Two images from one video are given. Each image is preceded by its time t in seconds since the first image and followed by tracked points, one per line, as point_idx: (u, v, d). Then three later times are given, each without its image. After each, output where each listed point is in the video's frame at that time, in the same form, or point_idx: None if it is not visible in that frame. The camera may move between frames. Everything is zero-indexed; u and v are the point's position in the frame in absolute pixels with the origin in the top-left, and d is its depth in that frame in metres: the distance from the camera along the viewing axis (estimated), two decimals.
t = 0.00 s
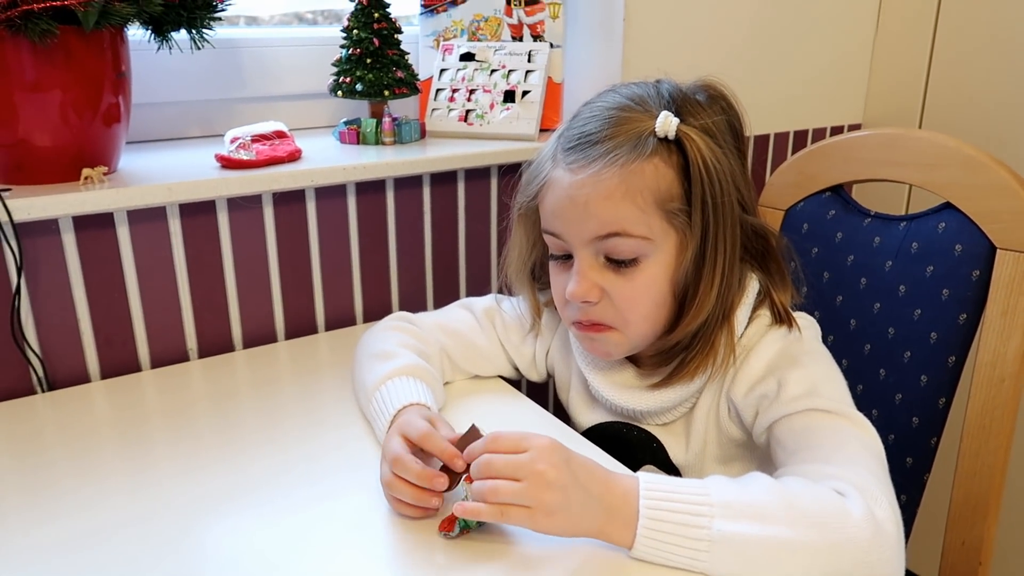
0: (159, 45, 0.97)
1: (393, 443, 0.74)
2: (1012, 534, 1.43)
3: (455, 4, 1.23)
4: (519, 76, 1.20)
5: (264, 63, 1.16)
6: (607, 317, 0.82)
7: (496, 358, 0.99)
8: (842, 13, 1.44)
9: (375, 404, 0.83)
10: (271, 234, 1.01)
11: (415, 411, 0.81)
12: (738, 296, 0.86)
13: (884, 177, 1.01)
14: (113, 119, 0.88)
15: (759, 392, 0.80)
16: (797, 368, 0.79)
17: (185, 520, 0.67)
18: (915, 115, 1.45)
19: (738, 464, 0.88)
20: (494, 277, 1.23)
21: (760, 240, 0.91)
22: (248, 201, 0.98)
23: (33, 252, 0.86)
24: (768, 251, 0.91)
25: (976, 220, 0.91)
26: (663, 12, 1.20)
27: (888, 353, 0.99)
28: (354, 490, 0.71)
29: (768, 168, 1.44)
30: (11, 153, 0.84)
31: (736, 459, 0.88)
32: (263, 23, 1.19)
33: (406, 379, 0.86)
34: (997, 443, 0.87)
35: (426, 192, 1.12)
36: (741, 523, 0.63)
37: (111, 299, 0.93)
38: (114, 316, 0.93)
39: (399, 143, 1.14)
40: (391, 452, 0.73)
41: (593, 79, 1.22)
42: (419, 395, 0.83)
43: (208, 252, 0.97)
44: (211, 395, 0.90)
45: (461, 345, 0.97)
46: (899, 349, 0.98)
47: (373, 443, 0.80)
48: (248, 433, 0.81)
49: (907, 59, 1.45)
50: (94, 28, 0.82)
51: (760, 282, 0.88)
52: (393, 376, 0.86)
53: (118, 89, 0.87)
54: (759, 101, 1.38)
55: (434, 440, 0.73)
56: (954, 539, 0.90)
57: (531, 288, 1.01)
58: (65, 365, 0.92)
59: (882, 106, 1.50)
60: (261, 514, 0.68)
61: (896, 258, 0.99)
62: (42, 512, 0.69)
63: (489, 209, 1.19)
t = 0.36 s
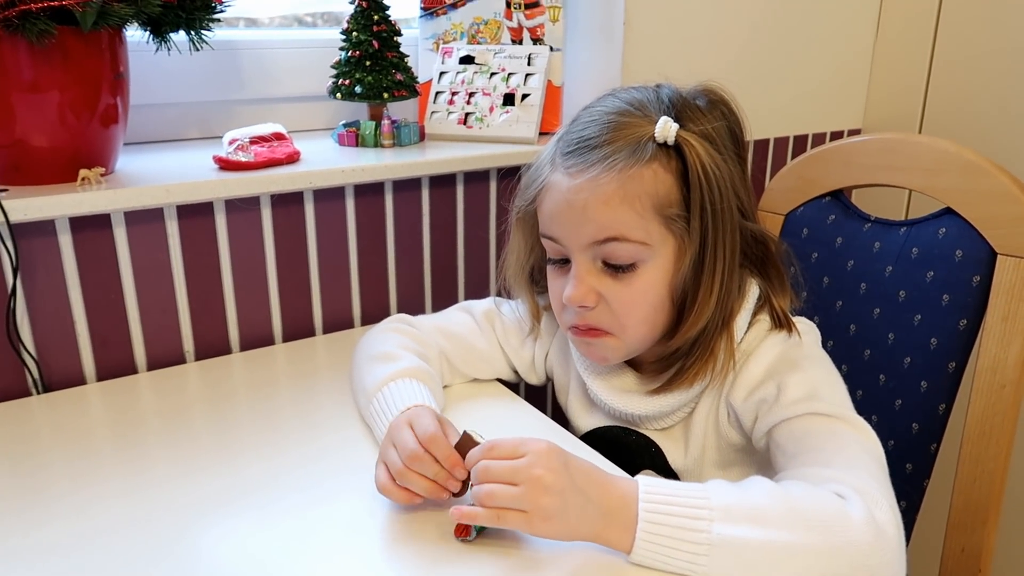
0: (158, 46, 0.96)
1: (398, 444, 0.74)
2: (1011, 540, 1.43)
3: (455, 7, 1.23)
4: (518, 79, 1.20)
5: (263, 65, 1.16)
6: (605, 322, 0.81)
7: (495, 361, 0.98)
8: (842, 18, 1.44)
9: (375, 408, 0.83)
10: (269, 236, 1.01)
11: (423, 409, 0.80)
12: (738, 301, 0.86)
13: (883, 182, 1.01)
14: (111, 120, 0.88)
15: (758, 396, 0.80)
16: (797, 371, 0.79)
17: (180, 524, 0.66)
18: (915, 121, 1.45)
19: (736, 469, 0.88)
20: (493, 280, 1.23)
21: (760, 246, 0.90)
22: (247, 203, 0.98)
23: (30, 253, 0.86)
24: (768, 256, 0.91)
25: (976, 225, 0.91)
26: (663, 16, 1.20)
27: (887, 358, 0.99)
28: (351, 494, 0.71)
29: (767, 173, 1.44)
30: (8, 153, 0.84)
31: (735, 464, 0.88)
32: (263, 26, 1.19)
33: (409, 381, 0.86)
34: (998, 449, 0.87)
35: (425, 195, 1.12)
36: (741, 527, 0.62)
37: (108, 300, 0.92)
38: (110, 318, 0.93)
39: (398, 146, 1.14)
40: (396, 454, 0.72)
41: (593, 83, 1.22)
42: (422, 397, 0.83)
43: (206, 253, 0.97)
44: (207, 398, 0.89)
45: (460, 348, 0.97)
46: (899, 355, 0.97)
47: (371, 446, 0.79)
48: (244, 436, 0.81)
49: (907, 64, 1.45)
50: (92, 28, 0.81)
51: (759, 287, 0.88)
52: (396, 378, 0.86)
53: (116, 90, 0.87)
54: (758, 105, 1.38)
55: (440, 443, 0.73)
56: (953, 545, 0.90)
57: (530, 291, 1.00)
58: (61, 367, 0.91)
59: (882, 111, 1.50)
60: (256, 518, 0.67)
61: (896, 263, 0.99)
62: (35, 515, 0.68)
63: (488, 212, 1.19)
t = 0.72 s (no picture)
0: (158, 46, 0.96)
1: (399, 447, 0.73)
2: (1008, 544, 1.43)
3: (456, 8, 1.22)
4: (518, 81, 1.20)
5: (263, 65, 1.16)
6: (600, 313, 0.81)
7: (492, 362, 0.98)
8: (842, 21, 1.44)
9: (373, 410, 0.83)
10: (268, 237, 1.00)
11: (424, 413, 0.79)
12: (733, 301, 0.86)
13: (882, 186, 1.01)
14: (110, 119, 0.87)
15: (754, 398, 0.80)
16: (792, 374, 0.79)
17: (177, 525, 0.66)
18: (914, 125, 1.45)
19: (733, 471, 0.88)
20: (491, 281, 1.23)
21: (758, 248, 0.90)
22: (246, 203, 0.98)
23: (28, 252, 0.86)
24: (764, 257, 0.91)
25: (975, 230, 0.91)
26: (663, 19, 1.20)
27: (885, 362, 0.99)
28: (349, 495, 0.70)
29: (766, 176, 1.44)
30: (7, 152, 0.84)
31: (731, 466, 0.88)
32: (261, 25, 1.19)
33: (406, 382, 0.86)
34: (995, 454, 0.87)
35: (425, 196, 1.11)
36: (738, 530, 0.62)
37: (106, 300, 0.92)
38: (108, 318, 0.93)
39: (398, 147, 1.14)
40: (396, 457, 0.72)
41: (593, 85, 1.22)
42: (422, 398, 0.83)
43: (205, 253, 0.97)
44: (205, 398, 0.89)
45: (457, 349, 0.97)
46: (897, 359, 0.97)
47: (369, 448, 0.79)
48: (242, 437, 0.81)
49: (906, 68, 1.45)
50: (92, 28, 0.81)
51: (755, 289, 0.88)
52: (394, 379, 0.86)
53: (116, 89, 0.87)
54: (758, 109, 1.38)
55: (438, 444, 0.72)
56: (949, 550, 0.90)
57: (528, 294, 1.00)
58: (58, 366, 0.91)
59: (881, 115, 1.51)
60: (254, 519, 0.67)
61: (894, 266, 0.99)
62: (32, 515, 0.68)
63: (487, 214, 1.19)
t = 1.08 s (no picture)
0: (144, 40, 0.95)
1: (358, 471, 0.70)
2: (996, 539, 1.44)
3: (445, 4, 1.22)
4: (508, 78, 1.19)
5: (251, 60, 1.15)
6: (590, 308, 0.81)
7: (483, 359, 0.98)
8: (831, 20, 1.44)
9: (358, 407, 0.82)
10: (256, 233, 1.00)
11: (379, 424, 0.76)
12: (723, 295, 0.86)
13: (872, 184, 1.01)
14: (96, 114, 0.87)
15: (746, 396, 0.80)
16: (785, 372, 0.79)
17: (164, 525, 0.65)
18: (903, 123, 1.45)
19: (725, 468, 0.88)
20: (481, 278, 1.22)
21: (746, 242, 0.91)
22: (233, 199, 0.97)
23: (12, 248, 0.85)
24: (752, 251, 0.91)
25: (963, 227, 0.91)
26: (654, 16, 1.20)
27: (874, 359, 0.99)
28: (339, 494, 0.70)
29: (756, 173, 1.45)
30: None
31: (724, 462, 0.88)
32: (251, 20, 1.19)
33: (389, 380, 0.85)
34: (982, 451, 0.87)
35: (414, 192, 1.11)
36: (736, 537, 0.62)
37: (91, 297, 0.91)
38: (94, 315, 0.92)
39: (387, 143, 1.13)
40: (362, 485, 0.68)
41: (583, 82, 1.22)
42: (404, 397, 0.83)
43: (192, 250, 0.96)
44: (193, 396, 0.88)
45: (447, 346, 0.96)
46: (886, 356, 0.98)
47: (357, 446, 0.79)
48: (230, 436, 0.80)
49: (895, 67, 1.46)
50: (77, 21, 0.80)
51: (744, 283, 0.88)
52: (377, 377, 0.85)
53: (102, 83, 0.86)
54: (748, 107, 1.38)
55: (382, 451, 0.69)
56: (937, 545, 0.90)
57: (518, 290, 1.00)
58: (44, 364, 0.90)
59: (870, 113, 1.51)
60: (242, 519, 0.66)
61: (883, 264, 1.00)
62: (16, 514, 0.67)
63: (477, 210, 1.18)
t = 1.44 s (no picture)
0: (130, 31, 0.94)
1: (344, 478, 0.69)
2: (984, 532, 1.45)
3: None
4: (499, 70, 1.18)
5: (239, 52, 1.14)
6: (585, 303, 0.80)
7: (474, 355, 0.97)
8: (823, 13, 1.44)
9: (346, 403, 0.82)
10: (244, 227, 0.99)
11: (371, 424, 0.76)
12: (717, 290, 0.85)
13: (864, 178, 1.01)
14: (80, 106, 0.85)
15: (738, 391, 0.80)
16: (778, 368, 0.78)
17: (151, 523, 0.65)
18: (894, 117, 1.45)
19: (716, 464, 0.88)
20: (472, 272, 1.22)
21: (740, 237, 0.90)
22: (221, 192, 0.96)
23: None
24: (747, 245, 0.91)
25: (955, 221, 0.91)
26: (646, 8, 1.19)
27: (864, 353, 0.99)
28: (329, 492, 0.69)
29: (747, 167, 1.44)
30: None
31: (714, 458, 0.88)
32: (239, 12, 1.17)
33: (379, 375, 0.84)
34: (971, 444, 0.87)
35: (404, 186, 1.10)
36: (725, 531, 0.62)
37: (77, 292, 0.90)
38: (80, 310, 0.91)
39: (377, 136, 1.12)
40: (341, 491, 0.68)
41: (575, 75, 1.21)
42: (393, 393, 0.82)
43: (179, 244, 0.95)
44: (180, 392, 0.87)
45: (437, 341, 0.96)
46: (877, 350, 0.98)
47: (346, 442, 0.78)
48: (218, 432, 0.79)
49: (886, 60, 1.45)
50: (61, 11, 0.79)
51: (738, 279, 0.88)
52: (367, 372, 0.85)
53: (86, 75, 0.85)
54: (740, 100, 1.38)
55: (377, 456, 0.68)
56: (926, 539, 0.90)
57: (510, 285, 0.99)
58: (29, 360, 0.89)
59: (861, 106, 1.51)
60: (230, 517, 0.66)
61: (875, 258, 0.99)
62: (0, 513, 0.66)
63: (468, 204, 1.17)
